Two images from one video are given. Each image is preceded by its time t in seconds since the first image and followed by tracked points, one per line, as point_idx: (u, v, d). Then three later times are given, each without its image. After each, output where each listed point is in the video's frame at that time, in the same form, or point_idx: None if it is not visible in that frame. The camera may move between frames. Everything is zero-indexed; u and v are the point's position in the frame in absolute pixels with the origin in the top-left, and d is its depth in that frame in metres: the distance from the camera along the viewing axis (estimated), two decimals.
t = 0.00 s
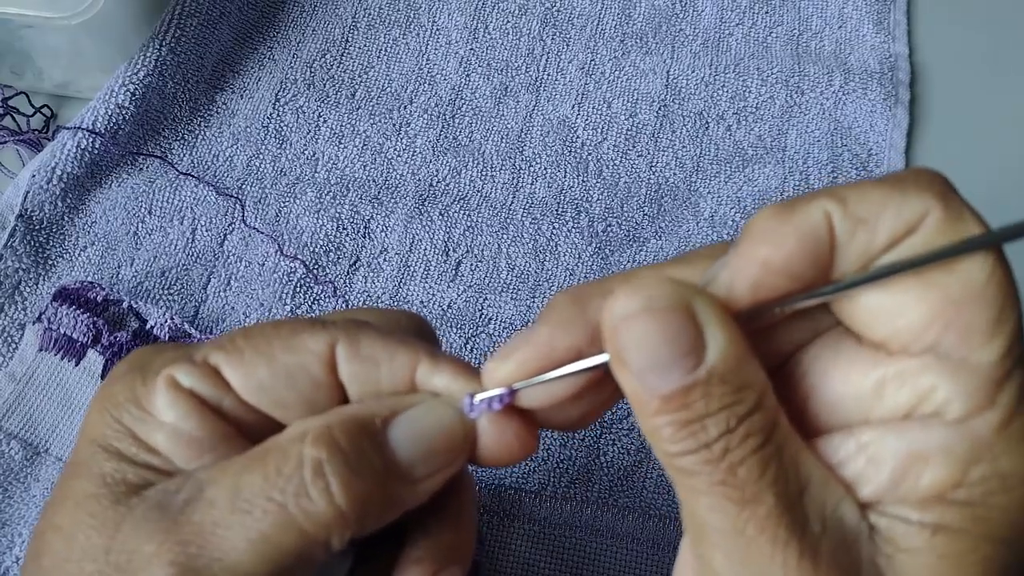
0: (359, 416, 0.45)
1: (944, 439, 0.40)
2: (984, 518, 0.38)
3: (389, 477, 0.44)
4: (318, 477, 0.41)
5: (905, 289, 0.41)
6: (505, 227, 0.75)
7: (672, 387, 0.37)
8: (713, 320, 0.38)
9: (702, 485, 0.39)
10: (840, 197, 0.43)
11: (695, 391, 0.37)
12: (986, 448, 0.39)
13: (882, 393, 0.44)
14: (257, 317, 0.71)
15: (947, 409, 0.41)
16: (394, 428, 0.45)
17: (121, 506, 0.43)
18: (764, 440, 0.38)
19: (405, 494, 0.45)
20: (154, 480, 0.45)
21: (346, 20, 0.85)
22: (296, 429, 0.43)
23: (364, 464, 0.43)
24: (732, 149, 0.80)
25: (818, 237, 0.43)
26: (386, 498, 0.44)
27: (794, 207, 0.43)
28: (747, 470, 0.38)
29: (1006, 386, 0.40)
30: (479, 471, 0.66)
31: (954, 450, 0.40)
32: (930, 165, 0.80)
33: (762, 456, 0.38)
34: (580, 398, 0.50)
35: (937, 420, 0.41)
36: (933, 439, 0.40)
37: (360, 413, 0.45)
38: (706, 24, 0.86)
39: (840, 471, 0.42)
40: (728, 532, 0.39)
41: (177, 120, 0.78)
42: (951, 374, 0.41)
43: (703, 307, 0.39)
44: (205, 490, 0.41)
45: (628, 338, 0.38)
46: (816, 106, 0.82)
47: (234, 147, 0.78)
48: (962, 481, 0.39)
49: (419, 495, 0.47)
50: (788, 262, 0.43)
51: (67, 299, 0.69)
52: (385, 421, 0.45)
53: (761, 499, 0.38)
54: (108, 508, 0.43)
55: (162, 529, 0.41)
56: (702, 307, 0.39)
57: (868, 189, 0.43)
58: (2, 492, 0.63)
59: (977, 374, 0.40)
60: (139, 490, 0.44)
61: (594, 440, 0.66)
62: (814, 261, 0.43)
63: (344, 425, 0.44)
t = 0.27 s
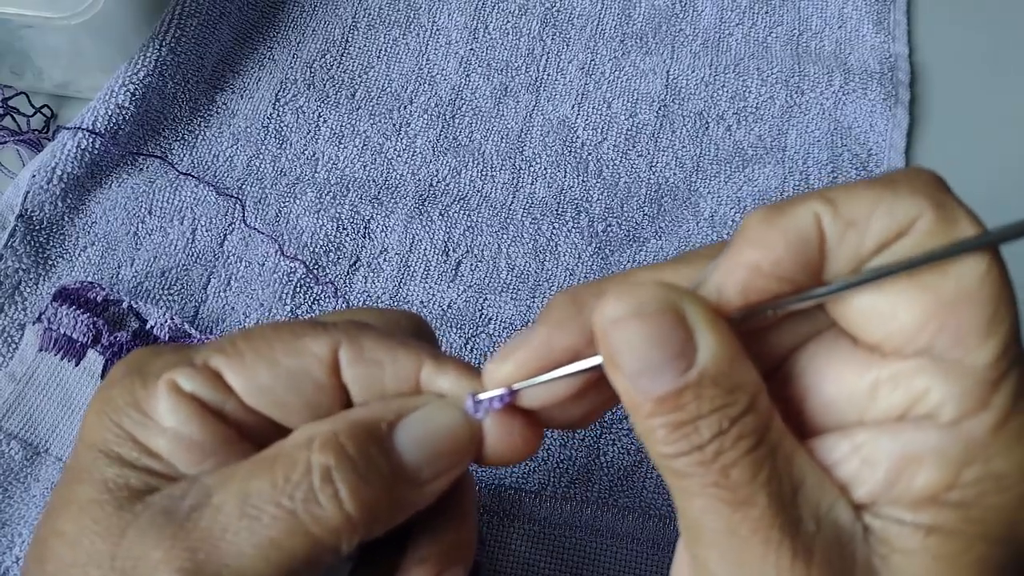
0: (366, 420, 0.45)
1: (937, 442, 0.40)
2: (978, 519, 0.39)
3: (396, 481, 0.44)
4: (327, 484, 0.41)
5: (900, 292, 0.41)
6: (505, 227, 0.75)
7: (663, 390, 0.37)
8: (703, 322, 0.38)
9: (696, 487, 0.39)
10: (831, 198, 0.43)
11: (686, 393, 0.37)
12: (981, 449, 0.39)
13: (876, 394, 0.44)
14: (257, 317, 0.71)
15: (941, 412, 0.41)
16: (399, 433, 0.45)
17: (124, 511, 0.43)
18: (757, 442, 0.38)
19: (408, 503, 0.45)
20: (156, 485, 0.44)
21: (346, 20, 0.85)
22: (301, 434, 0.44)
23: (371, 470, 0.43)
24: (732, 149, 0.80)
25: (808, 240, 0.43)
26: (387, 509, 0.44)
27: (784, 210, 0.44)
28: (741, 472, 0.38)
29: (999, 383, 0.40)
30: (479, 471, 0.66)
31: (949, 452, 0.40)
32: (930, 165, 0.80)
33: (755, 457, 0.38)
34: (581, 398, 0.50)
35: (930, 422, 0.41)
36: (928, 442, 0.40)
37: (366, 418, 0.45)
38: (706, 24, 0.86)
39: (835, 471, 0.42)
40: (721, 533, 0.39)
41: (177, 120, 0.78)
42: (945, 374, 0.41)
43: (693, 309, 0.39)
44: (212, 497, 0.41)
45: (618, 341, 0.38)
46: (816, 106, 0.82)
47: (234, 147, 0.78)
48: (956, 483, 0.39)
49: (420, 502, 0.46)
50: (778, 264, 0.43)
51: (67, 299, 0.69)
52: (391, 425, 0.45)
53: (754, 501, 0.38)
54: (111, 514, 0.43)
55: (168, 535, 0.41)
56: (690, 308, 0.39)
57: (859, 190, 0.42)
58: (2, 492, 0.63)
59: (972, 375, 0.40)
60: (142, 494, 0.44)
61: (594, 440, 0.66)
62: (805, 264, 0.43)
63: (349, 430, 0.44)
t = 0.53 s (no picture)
0: (364, 421, 0.45)
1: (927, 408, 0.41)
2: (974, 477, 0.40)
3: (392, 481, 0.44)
4: (323, 483, 0.41)
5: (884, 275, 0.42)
6: (505, 227, 0.75)
7: (679, 368, 0.37)
8: (713, 304, 0.38)
9: (711, 464, 0.38)
10: (814, 191, 0.44)
11: (700, 372, 0.37)
12: (970, 411, 0.40)
13: (868, 370, 0.44)
14: (257, 317, 0.71)
15: (933, 377, 0.41)
16: (398, 435, 0.45)
17: (122, 509, 0.43)
18: (767, 419, 0.38)
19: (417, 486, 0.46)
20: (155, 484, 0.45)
21: (346, 20, 0.85)
22: (299, 434, 0.44)
23: (370, 469, 0.43)
24: (732, 149, 0.80)
25: (799, 228, 0.44)
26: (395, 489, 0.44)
27: (772, 202, 0.45)
28: (757, 446, 0.38)
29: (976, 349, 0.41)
30: (480, 471, 0.66)
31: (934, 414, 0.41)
32: (930, 165, 0.80)
33: (766, 434, 0.38)
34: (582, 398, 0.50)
35: (924, 389, 0.42)
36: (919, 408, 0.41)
37: (363, 418, 0.45)
38: (706, 24, 0.86)
39: (838, 446, 0.43)
40: (740, 506, 0.38)
41: (177, 120, 0.78)
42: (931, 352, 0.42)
43: (703, 291, 0.39)
44: (210, 494, 0.42)
45: (627, 324, 0.38)
46: (816, 106, 0.82)
47: (234, 147, 0.78)
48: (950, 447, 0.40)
49: (433, 488, 0.47)
50: (775, 249, 0.44)
51: (67, 299, 0.69)
52: (389, 426, 0.45)
53: (772, 473, 0.38)
54: (109, 512, 0.43)
55: (165, 533, 0.41)
56: (704, 290, 0.39)
57: (837, 184, 0.44)
58: (2, 493, 0.63)
59: (953, 345, 0.41)
60: (140, 493, 0.44)
61: (594, 440, 0.66)
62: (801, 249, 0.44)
63: (348, 429, 0.44)
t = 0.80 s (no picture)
0: (362, 418, 0.45)
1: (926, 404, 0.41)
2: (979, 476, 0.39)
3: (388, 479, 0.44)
4: (322, 478, 0.41)
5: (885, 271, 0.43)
6: (505, 227, 0.75)
7: (683, 366, 0.37)
8: (719, 301, 0.38)
9: (713, 463, 0.38)
10: (820, 188, 0.45)
11: (705, 369, 0.37)
12: (970, 409, 0.40)
13: (872, 368, 0.44)
14: (257, 317, 0.71)
15: (936, 375, 0.41)
16: (396, 433, 0.45)
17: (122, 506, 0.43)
18: (771, 417, 0.38)
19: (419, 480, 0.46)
20: (154, 481, 0.44)
21: (346, 20, 0.85)
22: (299, 431, 0.43)
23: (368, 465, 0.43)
24: (731, 149, 0.80)
25: (805, 225, 0.44)
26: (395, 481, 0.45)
27: (778, 199, 0.45)
28: (759, 445, 0.38)
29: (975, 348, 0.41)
30: (479, 471, 0.66)
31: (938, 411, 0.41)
32: (930, 165, 0.80)
33: (769, 431, 0.38)
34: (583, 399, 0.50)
35: (927, 387, 0.42)
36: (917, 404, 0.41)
37: (362, 416, 0.45)
38: (706, 24, 0.86)
39: (840, 446, 0.43)
40: (741, 506, 0.38)
41: (177, 120, 0.78)
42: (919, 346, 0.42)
43: (710, 288, 0.39)
44: (209, 491, 0.42)
45: (633, 320, 0.39)
46: (816, 106, 0.82)
47: (234, 147, 0.78)
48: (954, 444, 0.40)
49: (437, 481, 0.47)
50: (781, 247, 0.44)
51: (67, 299, 0.69)
52: (387, 424, 0.45)
53: (773, 472, 0.38)
54: (108, 510, 0.43)
55: (163, 529, 0.41)
56: (710, 287, 0.39)
57: (843, 182, 0.45)
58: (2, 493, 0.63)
59: (954, 343, 0.41)
60: (140, 491, 0.44)
61: (594, 440, 0.66)
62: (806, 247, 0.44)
63: (346, 427, 0.44)
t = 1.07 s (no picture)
0: (362, 418, 0.45)
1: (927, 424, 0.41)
2: (981, 502, 0.39)
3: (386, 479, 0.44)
4: (322, 478, 0.41)
5: (892, 286, 0.41)
6: (505, 227, 0.75)
7: (671, 382, 0.37)
8: (707, 317, 0.38)
9: (702, 482, 0.38)
10: (823, 194, 0.43)
11: (691, 387, 0.37)
12: (976, 434, 0.40)
13: (874, 386, 0.44)
14: (257, 317, 0.71)
15: (939, 398, 0.41)
16: (396, 433, 0.45)
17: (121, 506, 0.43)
18: (761, 435, 0.38)
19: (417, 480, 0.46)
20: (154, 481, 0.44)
21: (346, 20, 0.85)
22: (298, 432, 0.43)
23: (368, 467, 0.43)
24: (732, 149, 0.80)
25: (803, 237, 0.43)
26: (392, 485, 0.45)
27: (778, 206, 0.44)
28: (747, 464, 0.38)
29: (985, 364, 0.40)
30: (480, 471, 0.66)
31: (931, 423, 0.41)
32: (930, 165, 0.80)
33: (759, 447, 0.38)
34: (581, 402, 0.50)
35: (928, 409, 0.41)
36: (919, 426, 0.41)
37: (362, 416, 0.45)
38: (706, 24, 0.86)
39: (836, 464, 0.43)
40: (729, 528, 0.39)
41: (177, 120, 0.78)
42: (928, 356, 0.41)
43: (697, 302, 0.39)
44: (209, 491, 0.41)
45: (623, 338, 0.38)
46: (816, 106, 0.82)
47: (234, 147, 0.78)
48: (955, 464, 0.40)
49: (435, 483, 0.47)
50: (775, 259, 0.43)
51: (67, 299, 0.69)
52: (387, 424, 0.45)
53: (761, 492, 0.38)
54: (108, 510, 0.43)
55: (163, 529, 0.41)
56: (695, 303, 0.39)
57: (849, 187, 0.43)
58: (2, 493, 0.63)
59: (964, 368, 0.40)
60: (139, 491, 0.44)
61: (594, 440, 0.66)
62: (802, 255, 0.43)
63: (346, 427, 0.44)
